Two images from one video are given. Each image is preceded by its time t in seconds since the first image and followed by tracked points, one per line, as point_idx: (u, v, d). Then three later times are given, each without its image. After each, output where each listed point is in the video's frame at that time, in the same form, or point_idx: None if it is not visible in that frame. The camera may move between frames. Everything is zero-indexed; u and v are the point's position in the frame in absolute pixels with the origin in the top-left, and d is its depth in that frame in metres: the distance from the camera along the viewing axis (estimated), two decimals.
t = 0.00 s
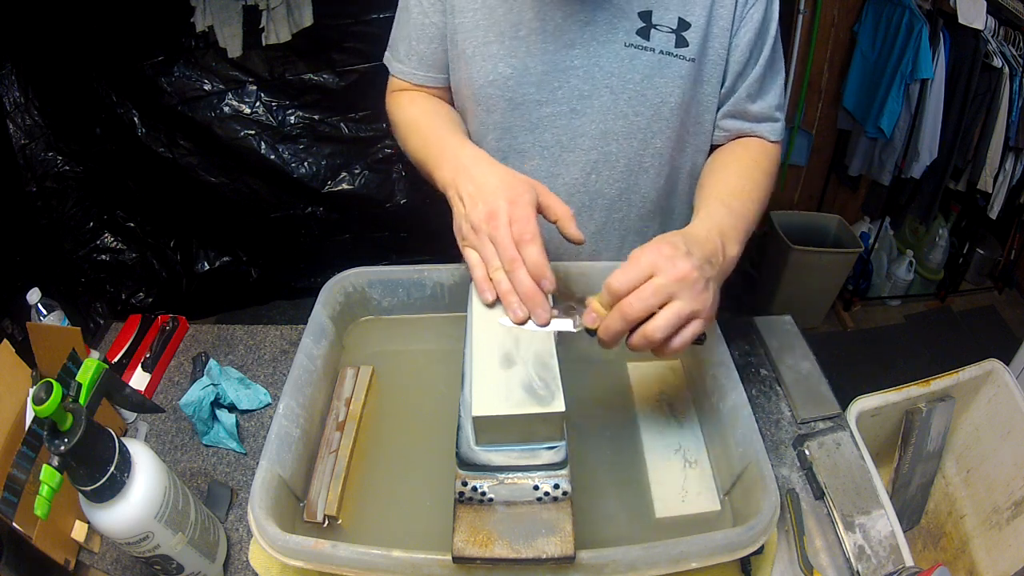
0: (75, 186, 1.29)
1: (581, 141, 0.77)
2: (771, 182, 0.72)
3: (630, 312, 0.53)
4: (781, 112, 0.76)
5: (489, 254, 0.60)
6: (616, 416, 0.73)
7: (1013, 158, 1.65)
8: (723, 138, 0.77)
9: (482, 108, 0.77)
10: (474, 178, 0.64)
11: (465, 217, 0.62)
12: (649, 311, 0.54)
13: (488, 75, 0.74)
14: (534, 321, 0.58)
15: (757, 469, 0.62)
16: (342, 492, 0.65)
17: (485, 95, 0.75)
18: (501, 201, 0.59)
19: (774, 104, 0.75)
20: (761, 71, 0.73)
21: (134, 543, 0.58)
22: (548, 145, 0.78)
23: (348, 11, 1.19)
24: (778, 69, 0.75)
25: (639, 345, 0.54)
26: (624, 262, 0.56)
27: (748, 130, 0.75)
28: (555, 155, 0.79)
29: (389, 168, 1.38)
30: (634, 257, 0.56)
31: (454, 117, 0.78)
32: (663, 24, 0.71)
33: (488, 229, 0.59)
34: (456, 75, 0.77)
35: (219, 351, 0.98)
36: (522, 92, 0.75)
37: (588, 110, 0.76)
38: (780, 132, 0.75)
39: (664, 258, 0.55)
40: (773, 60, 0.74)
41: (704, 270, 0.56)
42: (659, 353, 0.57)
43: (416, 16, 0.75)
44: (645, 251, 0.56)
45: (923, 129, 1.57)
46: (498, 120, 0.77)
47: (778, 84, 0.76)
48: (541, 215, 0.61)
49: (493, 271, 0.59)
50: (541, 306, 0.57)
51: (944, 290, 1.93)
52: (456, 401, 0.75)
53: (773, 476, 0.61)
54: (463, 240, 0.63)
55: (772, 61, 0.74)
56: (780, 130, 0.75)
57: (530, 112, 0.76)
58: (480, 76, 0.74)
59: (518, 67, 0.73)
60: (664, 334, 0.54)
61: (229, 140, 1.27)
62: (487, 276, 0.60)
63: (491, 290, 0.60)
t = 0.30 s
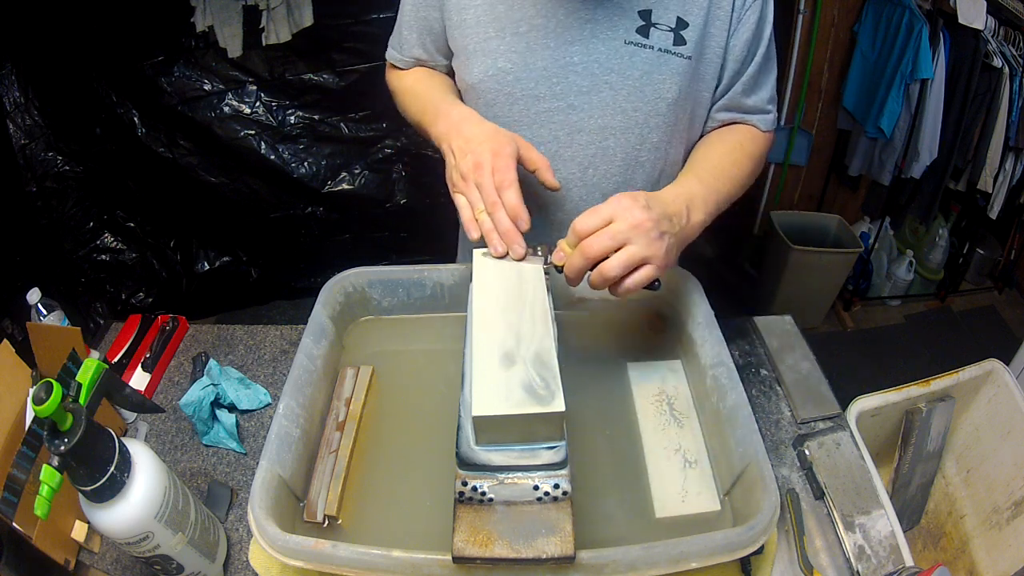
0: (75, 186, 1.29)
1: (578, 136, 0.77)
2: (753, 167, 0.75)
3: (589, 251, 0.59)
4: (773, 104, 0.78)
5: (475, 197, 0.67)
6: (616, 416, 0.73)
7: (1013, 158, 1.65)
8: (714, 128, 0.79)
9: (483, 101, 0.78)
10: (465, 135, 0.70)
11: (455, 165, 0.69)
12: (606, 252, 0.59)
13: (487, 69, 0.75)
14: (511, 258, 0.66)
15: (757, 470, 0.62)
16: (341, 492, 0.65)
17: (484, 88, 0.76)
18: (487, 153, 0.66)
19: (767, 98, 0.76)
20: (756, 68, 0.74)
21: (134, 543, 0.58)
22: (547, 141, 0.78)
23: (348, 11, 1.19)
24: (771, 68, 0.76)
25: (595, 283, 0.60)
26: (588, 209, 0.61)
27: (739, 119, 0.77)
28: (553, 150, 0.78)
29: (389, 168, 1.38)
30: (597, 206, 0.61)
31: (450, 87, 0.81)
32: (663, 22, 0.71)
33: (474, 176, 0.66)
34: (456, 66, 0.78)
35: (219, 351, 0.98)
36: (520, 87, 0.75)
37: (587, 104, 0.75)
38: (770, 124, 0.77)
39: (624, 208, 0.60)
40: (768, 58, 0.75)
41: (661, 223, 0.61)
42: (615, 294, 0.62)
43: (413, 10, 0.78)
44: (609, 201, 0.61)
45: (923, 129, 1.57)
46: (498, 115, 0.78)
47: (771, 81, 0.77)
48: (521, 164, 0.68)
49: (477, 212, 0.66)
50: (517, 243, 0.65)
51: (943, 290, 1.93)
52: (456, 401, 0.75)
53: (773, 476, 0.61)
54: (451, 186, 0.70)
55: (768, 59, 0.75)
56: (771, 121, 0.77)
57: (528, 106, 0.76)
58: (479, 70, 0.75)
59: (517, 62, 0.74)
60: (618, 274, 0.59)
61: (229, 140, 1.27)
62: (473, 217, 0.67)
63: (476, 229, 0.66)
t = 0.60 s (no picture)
0: (75, 186, 1.29)
1: (579, 139, 0.77)
2: (755, 174, 0.75)
3: (604, 278, 0.58)
4: (772, 109, 0.78)
5: (477, 221, 0.63)
6: (616, 416, 0.73)
7: (1013, 158, 1.65)
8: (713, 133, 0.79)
9: (483, 104, 0.77)
10: (467, 153, 0.67)
11: (456, 187, 0.66)
12: (622, 279, 0.58)
13: (488, 73, 0.74)
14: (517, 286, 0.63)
15: (757, 469, 0.62)
16: (342, 492, 0.65)
17: (485, 91, 0.76)
18: (490, 173, 0.64)
19: (765, 103, 0.76)
20: (755, 71, 0.74)
21: (134, 543, 0.58)
22: (548, 144, 0.78)
23: (348, 11, 1.20)
24: (771, 71, 0.76)
25: (612, 311, 0.58)
26: (600, 233, 0.60)
27: (739, 126, 0.77)
28: (554, 153, 0.78)
29: (389, 168, 1.38)
30: (609, 229, 0.60)
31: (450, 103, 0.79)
32: (665, 25, 0.72)
33: (478, 198, 0.63)
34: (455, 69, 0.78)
35: (219, 351, 0.98)
36: (522, 90, 0.75)
37: (588, 108, 0.75)
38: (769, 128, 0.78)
39: (637, 231, 0.59)
40: (767, 60, 0.75)
41: (678, 243, 0.60)
42: (633, 321, 0.61)
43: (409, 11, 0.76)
44: (622, 223, 0.60)
45: (923, 129, 1.57)
46: (499, 118, 0.78)
47: (771, 84, 0.77)
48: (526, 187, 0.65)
49: (480, 237, 0.62)
50: (524, 271, 0.61)
51: (943, 290, 1.93)
52: (456, 401, 0.75)
53: (773, 475, 0.61)
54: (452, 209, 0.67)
55: (767, 61, 0.75)
56: (769, 127, 0.77)
57: (530, 109, 0.76)
58: (480, 74, 0.75)
59: (518, 65, 0.74)
60: (636, 301, 0.58)
61: (229, 140, 1.27)
62: (476, 242, 0.63)
63: (479, 256, 0.63)
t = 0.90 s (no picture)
0: (75, 186, 1.29)
1: (583, 144, 0.77)
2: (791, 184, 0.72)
3: (680, 354, 0.52)
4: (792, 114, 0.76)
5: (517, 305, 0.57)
6: (616, 416, 0.73)
7: (1014, 158, 1.65)
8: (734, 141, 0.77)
9: (486, 112, 0.77)
10: (496, 218, 0.61)
11: (486, 263, 0.60)
12: (703, 349, 0.52)
13: (491, 79, 0.74)
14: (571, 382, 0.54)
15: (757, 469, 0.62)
16: (342, 492, 0.65)
17: (488, 98, 0.75)
18: (528, 245, 0.58)
19: (783, 106, 0.75)
20: (768, 71, 0.73)
21: (134, 543, 0.58)
22: (551, 148, 0.78)
23: (348, 11, 1.20)
24: (785, 69, 0.76)
25: (697, 386, 0.53)
26: (663, 301, 0.54)
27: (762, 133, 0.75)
28: (557, 157, 0.79)
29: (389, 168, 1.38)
30: (672, 295, 0.54)
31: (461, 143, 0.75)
32: (668, 24, 0.72)
33: (515, 275, 0.57)
34: (462, 80, 0.76)
35: (219, 351, 0.98)
36: (526, 95, 0.75)
37: (592, 111, 0.75)
38: (791, 134, 0.75)
39: (707, 290, 0.54)
40: (780, 58, 0.74)
41: (751, 291, 0.55)
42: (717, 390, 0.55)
43: (421, 18, 0.73)
44: (685, 285, 0.54)
45: (923, 129, 1.57)
46: (503, 125, 0.77)
47: (787, 85, 0.76)
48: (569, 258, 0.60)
49: (522, 324, 0.56)
50: (580, 364, 0.53)
51: (944, 290, 1.93)
52: (456, 401, 0.75)
53: (773, 475, 0.61)
54: (485, 290, 0.60)
55: (779, 58, 0.74)
56: (792, 132, 0.75)
57: (534, 113, 0.76)
58: (483, 80, 0.74)
59: (522, 69, 0.73)
60: (721, 371, 0.52)
61: (229, 140, 1.27)
62: (516, 331, 0.57)
63: (521, 347, 0.56)
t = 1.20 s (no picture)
0: (75, 186, 1.29)
1: (580, 142, 0.77)
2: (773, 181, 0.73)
3: (623, 309, 0.52)
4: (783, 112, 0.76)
5: (484, 250, 0.58)
6: (617, 416, 0.73)
7: (1014, 158, 1.65)
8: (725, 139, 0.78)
9: (480, 107, 0.77)
10: (472, 176, 0.62)
11: (460, 213, 0.60)
12: (643, 308, 0.53)
13: (486, 75, 0.74)
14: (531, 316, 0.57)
15: (757, 469, 0.62)
16: (341, 493, 0.65)
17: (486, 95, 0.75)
18: (496, 198, 0.58)
19: (775, 105, 0.75)
20: (763, 72, 0.73)
21: (134, 543, 0.58)
22: (548, 147, 0.78)
23: (348, 11, 1.20)
24: (781, 71, 0.76)
25: (631, 343, 0.53)
26: (617, 259, 0.55)
27: (751, 129, 0.75)
28: (554, 155, 0.79)
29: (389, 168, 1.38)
30: (626, 254, 0.55)
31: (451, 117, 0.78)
32: (666, 24, 0.72)
33: (483, 225, 0.58)
34: (455, 75, 0.77)
35: (219, 351, 0.98)
36: (521, 92, 0.75)
37: (589, 110, 0.75)
38: (781, 132, 0.76)
39: (659, 255, 0.54)
40: (777, 60, 0.74)
41: (701, 267, 0.55)
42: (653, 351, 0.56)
43: (411, 14, 0.75)
44: (640, 248, 0.55)
45: (923, 129, 1.57)
46: (499, 121, 0.77)
47: (781, 85, 0.76)
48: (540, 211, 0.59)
49: (488, 267, 0.58)
50: (537, 300, 0.56)
51: (943, 290, 1.92)
52: (456, 401, 0.75)
53: (773, 475, 0.61)
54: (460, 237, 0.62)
55: (775, 60, 0.74)
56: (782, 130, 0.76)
57: (530, 112, 0.76)
58: (477, 76, 0.74)
59: (516, 67, 0.74)
60: (658, 331, 0.53)
61: (229, 140, 1.27)
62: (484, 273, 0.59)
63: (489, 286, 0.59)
